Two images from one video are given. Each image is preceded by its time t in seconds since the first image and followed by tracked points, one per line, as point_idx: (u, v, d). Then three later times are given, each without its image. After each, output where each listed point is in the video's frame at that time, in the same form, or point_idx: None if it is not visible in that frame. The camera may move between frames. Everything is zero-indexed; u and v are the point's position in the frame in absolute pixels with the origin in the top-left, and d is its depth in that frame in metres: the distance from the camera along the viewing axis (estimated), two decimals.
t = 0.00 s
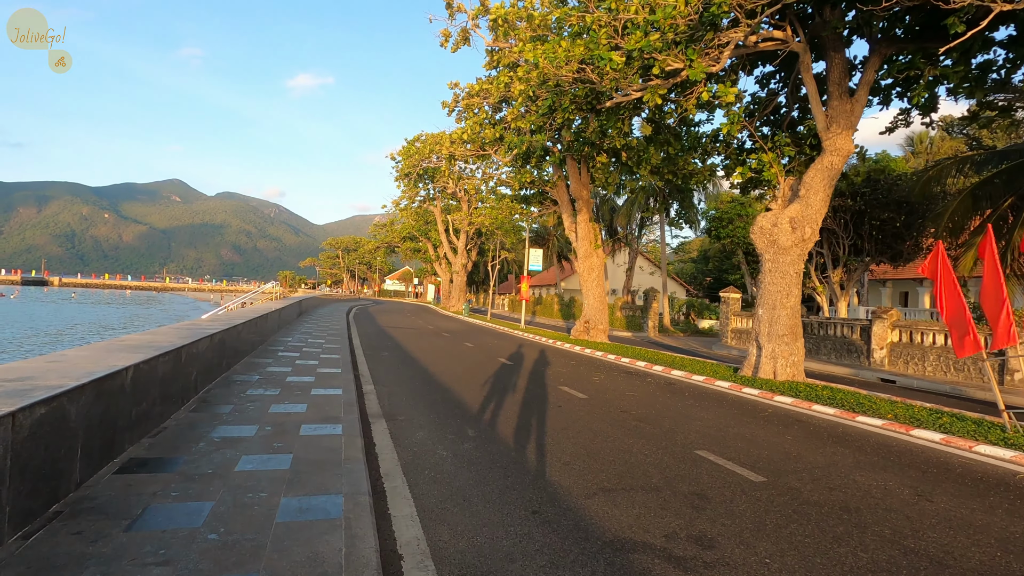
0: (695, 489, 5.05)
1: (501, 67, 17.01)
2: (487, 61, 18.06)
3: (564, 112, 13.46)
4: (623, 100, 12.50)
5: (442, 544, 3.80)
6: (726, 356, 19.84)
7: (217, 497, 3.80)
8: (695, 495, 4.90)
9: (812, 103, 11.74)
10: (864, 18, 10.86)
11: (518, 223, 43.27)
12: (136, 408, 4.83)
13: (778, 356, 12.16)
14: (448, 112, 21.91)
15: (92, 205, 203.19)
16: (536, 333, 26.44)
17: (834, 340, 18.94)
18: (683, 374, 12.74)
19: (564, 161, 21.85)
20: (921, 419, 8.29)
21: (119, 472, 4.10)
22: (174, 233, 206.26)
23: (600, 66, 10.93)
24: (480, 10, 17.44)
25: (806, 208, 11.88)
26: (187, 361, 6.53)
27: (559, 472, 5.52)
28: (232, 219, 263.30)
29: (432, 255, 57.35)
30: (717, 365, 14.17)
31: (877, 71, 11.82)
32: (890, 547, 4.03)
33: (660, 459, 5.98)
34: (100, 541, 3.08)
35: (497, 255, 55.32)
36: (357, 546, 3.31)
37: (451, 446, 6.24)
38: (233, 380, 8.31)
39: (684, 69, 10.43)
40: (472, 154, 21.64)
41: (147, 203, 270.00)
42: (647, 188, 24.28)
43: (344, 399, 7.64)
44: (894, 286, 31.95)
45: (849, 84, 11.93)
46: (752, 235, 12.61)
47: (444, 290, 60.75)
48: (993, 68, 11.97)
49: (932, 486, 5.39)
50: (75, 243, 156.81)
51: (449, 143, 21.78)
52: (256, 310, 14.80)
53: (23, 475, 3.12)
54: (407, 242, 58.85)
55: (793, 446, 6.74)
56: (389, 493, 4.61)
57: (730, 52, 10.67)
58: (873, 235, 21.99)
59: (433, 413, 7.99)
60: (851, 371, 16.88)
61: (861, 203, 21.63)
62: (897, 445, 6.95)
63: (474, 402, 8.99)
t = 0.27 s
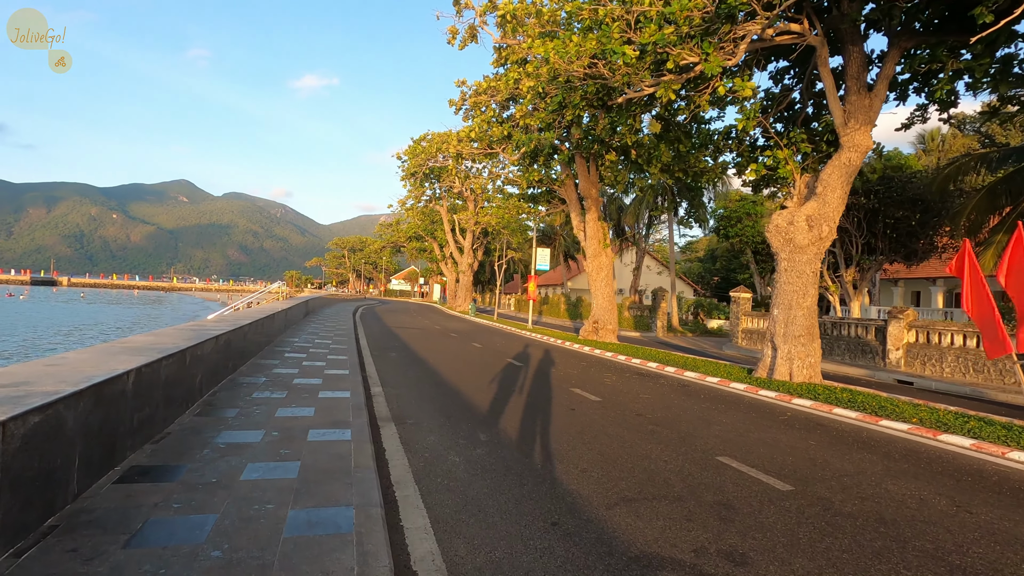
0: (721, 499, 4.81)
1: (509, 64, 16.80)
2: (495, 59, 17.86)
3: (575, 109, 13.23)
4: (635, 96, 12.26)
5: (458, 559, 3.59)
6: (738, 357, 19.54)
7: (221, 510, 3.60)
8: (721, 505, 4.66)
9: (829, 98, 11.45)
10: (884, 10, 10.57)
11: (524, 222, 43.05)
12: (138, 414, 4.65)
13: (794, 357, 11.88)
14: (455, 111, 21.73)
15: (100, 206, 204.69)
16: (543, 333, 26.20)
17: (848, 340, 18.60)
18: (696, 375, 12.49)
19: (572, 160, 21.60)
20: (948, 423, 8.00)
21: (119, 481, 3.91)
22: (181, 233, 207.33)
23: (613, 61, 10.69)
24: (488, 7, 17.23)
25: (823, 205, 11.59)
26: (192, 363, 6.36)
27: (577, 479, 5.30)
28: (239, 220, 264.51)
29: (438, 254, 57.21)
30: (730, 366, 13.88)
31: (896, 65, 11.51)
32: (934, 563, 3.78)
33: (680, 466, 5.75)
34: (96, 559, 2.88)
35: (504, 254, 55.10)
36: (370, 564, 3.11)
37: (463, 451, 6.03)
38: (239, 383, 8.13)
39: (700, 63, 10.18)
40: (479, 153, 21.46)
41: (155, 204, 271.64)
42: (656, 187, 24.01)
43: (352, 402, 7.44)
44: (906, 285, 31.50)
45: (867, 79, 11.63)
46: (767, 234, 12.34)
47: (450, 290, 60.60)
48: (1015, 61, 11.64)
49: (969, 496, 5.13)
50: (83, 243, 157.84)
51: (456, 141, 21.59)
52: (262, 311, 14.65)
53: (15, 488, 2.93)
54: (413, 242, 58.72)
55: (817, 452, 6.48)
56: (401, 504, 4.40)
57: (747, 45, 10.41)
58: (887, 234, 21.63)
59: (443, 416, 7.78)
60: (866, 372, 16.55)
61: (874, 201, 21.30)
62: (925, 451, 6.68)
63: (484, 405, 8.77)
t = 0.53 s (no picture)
0: (749, 508, 4.56)
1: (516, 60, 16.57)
2: (502, 55, 17.63)
3: (585, 105, 13.00)
4: (648, 90, 12.01)
5: None
6: (750, 356, 19.24)
7: (225, 523, 3.39)
8: (751, 515, 4.41)
9: (847, 91, 11.14)
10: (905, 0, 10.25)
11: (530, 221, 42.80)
12: (140, 418, 4.46)
13: (811, 357, 11.58)
14: (461, 108, 21.52)
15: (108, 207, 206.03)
16: (551, 333, 25.95)
17: (863, 339, 18.27)
18: (710, 375, 12.23)
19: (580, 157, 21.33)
20: (977, 426, 7.71)
21: (117, 491, 3.71)
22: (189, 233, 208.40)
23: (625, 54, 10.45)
24: (494, 2, 17.02)
25: (841, 201, 11.29)
26: (196, 365, 6.18)
27: (596, 486, 5.06)
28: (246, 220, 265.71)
29: (444, 254, 57.05)
30: (744, 366, 13.60)
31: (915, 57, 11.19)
32: None
33: (704, 472, 5.51)
34: None
35: (510, 254, 54.87)
36: None
37: (476, 457, 5.81)
38: (244, 385, 7.94)
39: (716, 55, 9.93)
40: (486, 150, 21.24)
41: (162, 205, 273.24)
42: (665, 184, 23.73)
43: (361, 405, 7.24)
44: (918, 283, 31.03)
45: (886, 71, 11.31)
46: (782, 231, 12.05)
47: (456, 289, 60.45)
48: None
49: (1012, 505, 4.86)
50: (91, 244, 158.80)
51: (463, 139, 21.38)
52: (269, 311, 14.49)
53: (3, 502, 2.72)
54: (419, 241, 58.55)
55: (844, 456, 6.22)
56: (414, 514, 4.18)
57: (764, 36, 10.15)
58: (901, 231, 21.26)
59: (454, 419, 7.56)
60: (883, 372, 16.22)
61: (888, 197, 20.93)
62: (957, 456, 6.40)
63: (495, 407, 8.55)
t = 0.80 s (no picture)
0: (777, 518, 4.32)
1: (523, 55, 16.32)
2: (508, 49, 17.38)
3: (595, 98, 12.73)
4: (659, 83, 11.74)
5: None
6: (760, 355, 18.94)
7: (225, 536, 3.18)
8: (780, 526, 4.18)
9: (865, 83, 10.83)
10: None
11: (536, 218, 42.53)
12: (136, 422, 4.25)
13: (827, 356, 11.29)
14: (467, 104, 21.28)
15: (115, 206, 207.01)
16: (557, 331, 25.69)
17: (876, 338, 17.94)
18: (723, 375, 11.94)
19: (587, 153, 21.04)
20: (1006, 428, 7.41)
21: (111, 501, 3.51)
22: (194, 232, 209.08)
23: (636, 46, 10.20)
24: None
25: (858, 196, 10.99)
26: (198, 365, 5.97)
27: (615, 493, 4.82)
28: (251, 219, 266.43)
29: (449, 252, 56.85)
30: (757, 365, 13.31)
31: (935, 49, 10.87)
32: None
33: (726, 478, 5.26)
34: None
35: (515, 251, 54.61)
36: None
37: (487, 461, 5.59)
38: (247, 385, 7.73)
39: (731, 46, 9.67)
40: (492, 147, 20.99)
41: (168, 203, 274.25)
42: (673, 180, 23.42)
43: (367, 406, 7.03)
44: (929, 280, 30.60)
45: (906, 62, 10.99)
46: (797, 227, 11.75)
47: (461, 287, 60.23)
48: None
49: None
50: (98, 243, 159.50)
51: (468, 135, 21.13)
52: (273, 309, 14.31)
53: None
54: (423, 239, 58.37)
55: (871, 461, 5.96)
56: (425, 524, 3.97)
57: (780, 27, 9.89)
58: (914, 227, 20.88)
59: (463, 420, 7.34)
60: (897, 371, 15.89)
61: (901, 193, 20.56)
62: (989, 460, 6.12)
63: (505, 408, 8.32)
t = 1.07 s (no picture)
0: (811, 536, 4.03)
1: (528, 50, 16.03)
2: (514, 46, 17.10)
3: (603, 94, 12.45)
4: (670, 77, 11.44)
5: None
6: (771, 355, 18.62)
7: (218, 562, 2.93)
8: (814, 545, 3.89)
9: (883, 75, 10.49)
10: None
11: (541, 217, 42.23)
12: (128, 434, 4.00)
13: (844, 357, 10.96)
14: (472, 102, 21.02)
15: (121, 207, 208.01)
16: (564, 331, 25.41)
17: (891, 337, 17.57)
18: (737, 377, 11.64)
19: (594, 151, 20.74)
20: None
21: (97, 521, 3.26)
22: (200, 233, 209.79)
23: (648, 38, 9.92)
24: None
25: (876, 192, 10.65)
26: (196, 370, 5.72)
27: (634, 506, 4.55)
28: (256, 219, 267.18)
29: (453, 252, 56.61)
30: (771, 366, 12.99)
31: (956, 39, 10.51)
32: None
33: (751, 490, 4.98)
34: None
35: (520, 251, 54.35)
36: None
37: (498, 471, 5.33)
38: (249, 390, 7.49)
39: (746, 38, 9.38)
40: (497, 145, 20.71)
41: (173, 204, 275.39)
42: (680, 178, 23.09)
43: (372, 412, 6.78)
44: (941, 279, 30.12)
45: (925, 54, 10.64)
46: (813, 224, 11.43)
47: (465, 287, 59.98)
48: None
49: None
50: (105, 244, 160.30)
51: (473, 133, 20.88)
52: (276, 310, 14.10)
53: None
54: (428, 239, 58.15)
55: (902, 470, 5.66)
56: (434, 544, 3.71)
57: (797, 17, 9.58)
58: (928, 224, 20.47)
59: (471, 426, 7.09)
60: (913, 372, 15.52)
61: (915, 190, 20.16)
62: None
63: (514, 412, 8.04)
